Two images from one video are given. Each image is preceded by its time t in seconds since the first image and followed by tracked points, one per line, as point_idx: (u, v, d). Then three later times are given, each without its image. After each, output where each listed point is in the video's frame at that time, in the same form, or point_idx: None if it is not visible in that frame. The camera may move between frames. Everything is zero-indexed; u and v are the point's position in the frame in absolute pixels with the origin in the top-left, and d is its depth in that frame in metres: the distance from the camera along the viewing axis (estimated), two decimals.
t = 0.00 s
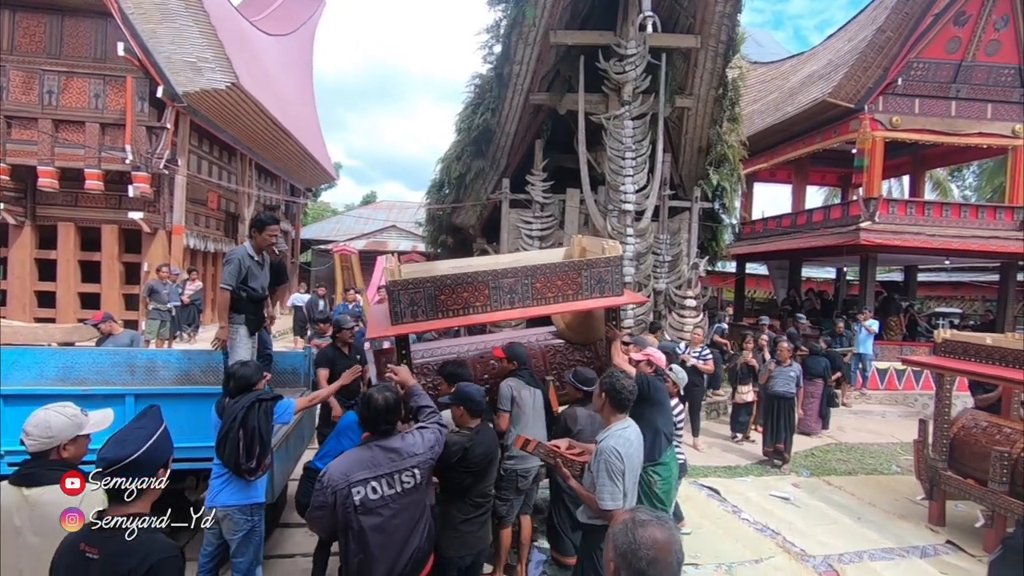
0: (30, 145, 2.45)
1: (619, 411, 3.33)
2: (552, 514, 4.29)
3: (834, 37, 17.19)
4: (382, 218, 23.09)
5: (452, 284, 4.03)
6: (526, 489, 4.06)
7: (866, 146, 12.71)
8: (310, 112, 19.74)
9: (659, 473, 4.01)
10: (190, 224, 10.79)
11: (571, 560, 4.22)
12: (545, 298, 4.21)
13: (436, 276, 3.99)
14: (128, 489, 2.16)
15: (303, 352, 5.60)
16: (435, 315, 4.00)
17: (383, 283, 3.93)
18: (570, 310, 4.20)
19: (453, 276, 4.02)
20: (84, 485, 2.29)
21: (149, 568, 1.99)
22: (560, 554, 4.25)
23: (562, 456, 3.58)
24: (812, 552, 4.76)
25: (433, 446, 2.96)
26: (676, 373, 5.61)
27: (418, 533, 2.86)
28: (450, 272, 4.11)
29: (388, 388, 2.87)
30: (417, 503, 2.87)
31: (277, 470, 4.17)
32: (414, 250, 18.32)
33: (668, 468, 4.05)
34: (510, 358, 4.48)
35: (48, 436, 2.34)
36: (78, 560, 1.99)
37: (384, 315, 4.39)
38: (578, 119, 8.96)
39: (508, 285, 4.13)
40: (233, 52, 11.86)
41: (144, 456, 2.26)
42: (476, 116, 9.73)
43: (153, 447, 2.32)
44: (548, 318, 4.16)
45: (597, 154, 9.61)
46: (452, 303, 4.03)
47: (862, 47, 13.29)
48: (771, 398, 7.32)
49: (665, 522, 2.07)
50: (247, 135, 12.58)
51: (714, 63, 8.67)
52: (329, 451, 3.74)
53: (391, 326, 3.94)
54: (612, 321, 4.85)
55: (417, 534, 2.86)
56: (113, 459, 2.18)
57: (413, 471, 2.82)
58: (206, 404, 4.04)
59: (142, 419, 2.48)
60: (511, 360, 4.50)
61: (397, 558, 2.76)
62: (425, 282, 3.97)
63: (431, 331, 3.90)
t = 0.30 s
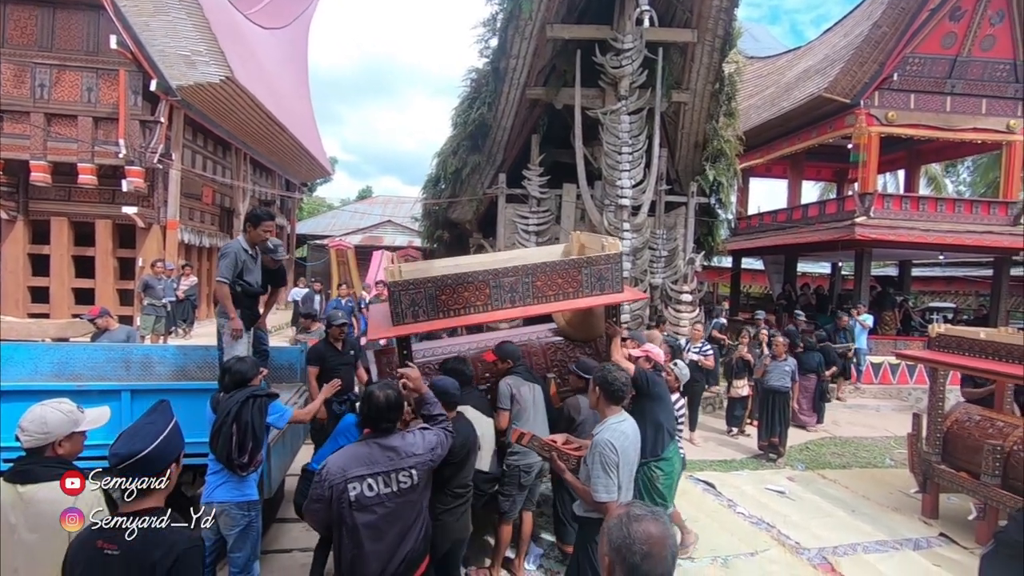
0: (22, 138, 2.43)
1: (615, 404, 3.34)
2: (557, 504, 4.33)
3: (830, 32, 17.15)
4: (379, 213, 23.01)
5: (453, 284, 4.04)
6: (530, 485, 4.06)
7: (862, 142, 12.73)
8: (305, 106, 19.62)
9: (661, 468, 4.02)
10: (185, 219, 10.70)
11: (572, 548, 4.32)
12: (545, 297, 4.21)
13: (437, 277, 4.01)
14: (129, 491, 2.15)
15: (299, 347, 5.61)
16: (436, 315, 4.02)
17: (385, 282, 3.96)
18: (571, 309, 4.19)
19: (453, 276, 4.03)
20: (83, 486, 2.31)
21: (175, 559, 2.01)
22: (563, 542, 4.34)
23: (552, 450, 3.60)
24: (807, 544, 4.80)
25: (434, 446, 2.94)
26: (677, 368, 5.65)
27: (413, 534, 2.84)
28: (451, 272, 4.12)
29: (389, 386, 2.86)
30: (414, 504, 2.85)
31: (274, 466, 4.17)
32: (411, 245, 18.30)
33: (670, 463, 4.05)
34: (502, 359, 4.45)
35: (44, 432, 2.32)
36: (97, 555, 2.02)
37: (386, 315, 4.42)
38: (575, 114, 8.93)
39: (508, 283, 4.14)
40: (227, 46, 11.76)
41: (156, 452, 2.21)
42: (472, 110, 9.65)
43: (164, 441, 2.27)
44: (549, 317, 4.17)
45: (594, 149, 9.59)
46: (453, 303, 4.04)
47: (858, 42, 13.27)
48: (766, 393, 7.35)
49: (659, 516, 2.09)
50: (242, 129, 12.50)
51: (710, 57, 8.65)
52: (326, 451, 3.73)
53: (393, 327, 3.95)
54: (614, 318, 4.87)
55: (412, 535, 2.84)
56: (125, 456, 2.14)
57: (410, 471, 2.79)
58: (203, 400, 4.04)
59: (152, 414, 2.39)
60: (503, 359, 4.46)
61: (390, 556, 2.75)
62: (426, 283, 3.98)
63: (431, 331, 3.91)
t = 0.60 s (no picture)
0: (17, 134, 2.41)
1: (612, 402, 3.36)
2: (557, 501, 4.34)
3: (827, 32, 17.21)
4: (375, 211, 22.97)
5: (455, 286, 4.03)
6: (528, 483, 4.09)
7: (858, 142, 12.82)
8: (302, 103, 19.56)
9: (670, 469, 4.06)
10: (181, 216, 10.67)
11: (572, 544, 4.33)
12: (548, 298, 4.22)
13: (439, 278, 3.99)
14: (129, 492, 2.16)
15: (296, 344, 5.60)
16: (440, 316, 4.01)
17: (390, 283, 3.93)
18: (573, 310, 4.21)
19: (456, 277, 4.02)
20: (84, 485, 2.30)
21: (193, 551, 2.01)
22: (562, 538, 4.35)
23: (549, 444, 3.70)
24: (801, 542, 4.83)
25: (440, 448, 2.92)
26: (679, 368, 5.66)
27: (411, 537, 2.79)
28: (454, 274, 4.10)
29: (398, 383, 2.88)
30: (415, 505, 2.80)
31: (271, 463, 4.16)
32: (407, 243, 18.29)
33: (678, 464, 4.08)
34: (498, 358, 4.45)
35: (44, 428, 2.29)
36: (113, 552, 2.03)
37: (389, 316, 4.41)
38: (573, 113, 8.94)
39: (512, 285, 4.14)
40: (224, 42, 11.71)
41: (169, 446, 2.20)
42: (470, 108, 9.66)
43: (178, 437, 2.26)
44: (552, 318, 4.17)
45: (591, 148, 9.62)
46: (456, 305, 4.03)
47: (855, 42, 13.31)
48: (762, 391, 7.39)
49: (657, 513, 2.10)
50: (238, 126, 12.47)
51: (708, 57, 8.68)
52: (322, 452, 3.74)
53: (397, 327, 3.96)
54: (616, 319, 4.88)
55: (410, 537, 2.79)
56: (138, 451, 2.14)
57: (411, 471, 2.76)
58: (198, 397, 4.01)
59: (164, 411, 2.41)
60: (499, 360, 4.46)
61: (385, 553, 2.72)
62: (429, 285, 3.96)
63: (433, 333, 3.89)
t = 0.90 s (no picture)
0: (8, 127, 2.37)
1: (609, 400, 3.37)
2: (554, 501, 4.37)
3: (824, 33, 17.24)
4: (371, 209, 22.90)
5: (468, 283, 4.01)
6: (523, 481, 4.14)
7: (853, 143, 12.88)
8: (298, 100, 19.48)
9: (678, 471, 4.14)
10: (175, 212, 10.62)
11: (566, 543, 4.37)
12: (558, 299, 4.27)
13: (453, 275, 3.96)
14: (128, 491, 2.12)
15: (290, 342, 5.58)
16: (449, 313, 3.98)
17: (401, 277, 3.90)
18: (584, 311, 4.25)
19: (469, 275, 4.02)
20: (85, 486, 2.32)
21: (196, 546, 2.06)
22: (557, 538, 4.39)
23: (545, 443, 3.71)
24: (794, 541, 4.85)
25: (440, 447, 2.91)
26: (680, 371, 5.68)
27: (412, 537, 2.73)
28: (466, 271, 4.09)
29: (402, 380, 2.90)
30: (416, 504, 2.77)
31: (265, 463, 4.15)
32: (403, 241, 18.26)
33: (687, 464, 4.16)
34: (498, 357, 4.50)
35: (44, 424, 2.29)
36: (112, 548, 2.03)
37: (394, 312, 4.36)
38: (570, 111, 8.93)
39: (524, 284, 4.16)
40: (220, 37, 11.63)
41: (171, 442, 2.18)
42: (467, 106, 9.74)
43: (179, 432, 2.25)
44: (563, 318, 4.21)
45: (588, 147, 9.63)
46: (466, 303, 4.01)
47: (851, 43, 13.33)
48: (756, 391, 7.42)
49: (655, 510, 2.11)
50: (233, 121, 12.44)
51: (705, 57, 8.69)
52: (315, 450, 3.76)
53: (405, 323, 3.89)
54: (621, 323, 4.89)
55: (412, 538, 2.73)
56: (138, 447, 2.11)
57: (412, 468, 2.74)
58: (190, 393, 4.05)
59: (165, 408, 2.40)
60: (501, 358, 4.50)
61: (381, 552, 2.67)
62: (441, 281, 3.93)
63: (442, 330, 3.84)
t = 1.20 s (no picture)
0: None
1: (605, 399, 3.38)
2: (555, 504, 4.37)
3: (819, 34, 17.30)
4: (366, 206, 22.84)
5: (488, 275, 4.03)
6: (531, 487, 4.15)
7: (846, 144, 12.96)
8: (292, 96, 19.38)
9: (689, 469, 4.15)
10: (168, 208, 10.55)
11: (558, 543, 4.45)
12: (574, 295, 4.36)
13: (474, 265, 3.98)
14: (128, 490, 2.08)
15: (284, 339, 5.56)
16: (467, 303, 3.98)
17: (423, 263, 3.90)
18: (600, 308, 4.34)
19: (490, 267, 4.04)
20: (84, 485, 2.29)
21: (188, 544, 2.04)
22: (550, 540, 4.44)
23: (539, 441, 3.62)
24: (786, 539, 4.88)
25: (433, 447, 2.88)
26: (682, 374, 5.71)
27: (402, 538, 2.70)
28: (485, 264, 4.11)
29: (394, 377, 2.88)
30: (407, 504, 2.74)
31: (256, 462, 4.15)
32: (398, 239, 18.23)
33: (698, 462, 4.16)
34: (506, 356, 4.47)
35: (41, 421, 2.30)
36: (106, 544, 2.02)
37: (408, 299, 4.34)
38: (565, 110, 8.93)
39: (541, 279, 4.22)
40: (214, 32, 11.54)
41: (164, 439, 2.19)
42: (461, 104, 9.68)
43: (174, 429, 2.26)
44: (578, 315, 4.29)
45: (583, 146, 9.63)
46: (485, 293, 4.03)
47: (845, 45, 13.37)
48: (749, 390, 7.46)
49: (648, 507, 2.11)
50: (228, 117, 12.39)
51: (700, 57, 8.70)
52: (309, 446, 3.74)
53: (423, 309, 3.88)
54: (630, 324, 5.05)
55: (402, 538, 2.70)
56: (132, 443, 2.12)
57: (402, 466, 2.73)
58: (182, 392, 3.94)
59: (160, 405, 2.40)
60: (508, 357, 4.49)
61: (371, 552, 2.66)
62: (462, 270, 3.94)
63: (461, 319, 3.82)
